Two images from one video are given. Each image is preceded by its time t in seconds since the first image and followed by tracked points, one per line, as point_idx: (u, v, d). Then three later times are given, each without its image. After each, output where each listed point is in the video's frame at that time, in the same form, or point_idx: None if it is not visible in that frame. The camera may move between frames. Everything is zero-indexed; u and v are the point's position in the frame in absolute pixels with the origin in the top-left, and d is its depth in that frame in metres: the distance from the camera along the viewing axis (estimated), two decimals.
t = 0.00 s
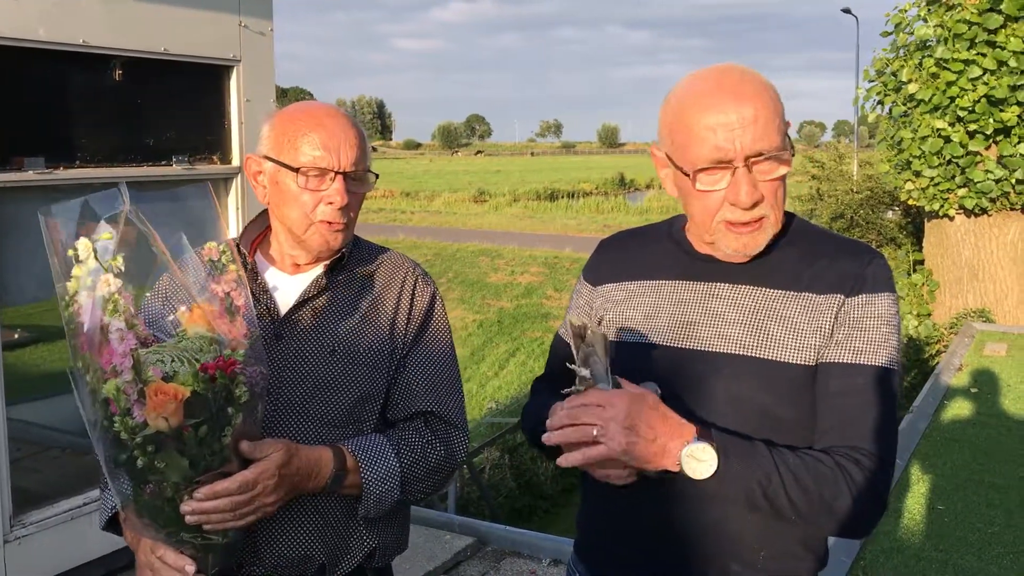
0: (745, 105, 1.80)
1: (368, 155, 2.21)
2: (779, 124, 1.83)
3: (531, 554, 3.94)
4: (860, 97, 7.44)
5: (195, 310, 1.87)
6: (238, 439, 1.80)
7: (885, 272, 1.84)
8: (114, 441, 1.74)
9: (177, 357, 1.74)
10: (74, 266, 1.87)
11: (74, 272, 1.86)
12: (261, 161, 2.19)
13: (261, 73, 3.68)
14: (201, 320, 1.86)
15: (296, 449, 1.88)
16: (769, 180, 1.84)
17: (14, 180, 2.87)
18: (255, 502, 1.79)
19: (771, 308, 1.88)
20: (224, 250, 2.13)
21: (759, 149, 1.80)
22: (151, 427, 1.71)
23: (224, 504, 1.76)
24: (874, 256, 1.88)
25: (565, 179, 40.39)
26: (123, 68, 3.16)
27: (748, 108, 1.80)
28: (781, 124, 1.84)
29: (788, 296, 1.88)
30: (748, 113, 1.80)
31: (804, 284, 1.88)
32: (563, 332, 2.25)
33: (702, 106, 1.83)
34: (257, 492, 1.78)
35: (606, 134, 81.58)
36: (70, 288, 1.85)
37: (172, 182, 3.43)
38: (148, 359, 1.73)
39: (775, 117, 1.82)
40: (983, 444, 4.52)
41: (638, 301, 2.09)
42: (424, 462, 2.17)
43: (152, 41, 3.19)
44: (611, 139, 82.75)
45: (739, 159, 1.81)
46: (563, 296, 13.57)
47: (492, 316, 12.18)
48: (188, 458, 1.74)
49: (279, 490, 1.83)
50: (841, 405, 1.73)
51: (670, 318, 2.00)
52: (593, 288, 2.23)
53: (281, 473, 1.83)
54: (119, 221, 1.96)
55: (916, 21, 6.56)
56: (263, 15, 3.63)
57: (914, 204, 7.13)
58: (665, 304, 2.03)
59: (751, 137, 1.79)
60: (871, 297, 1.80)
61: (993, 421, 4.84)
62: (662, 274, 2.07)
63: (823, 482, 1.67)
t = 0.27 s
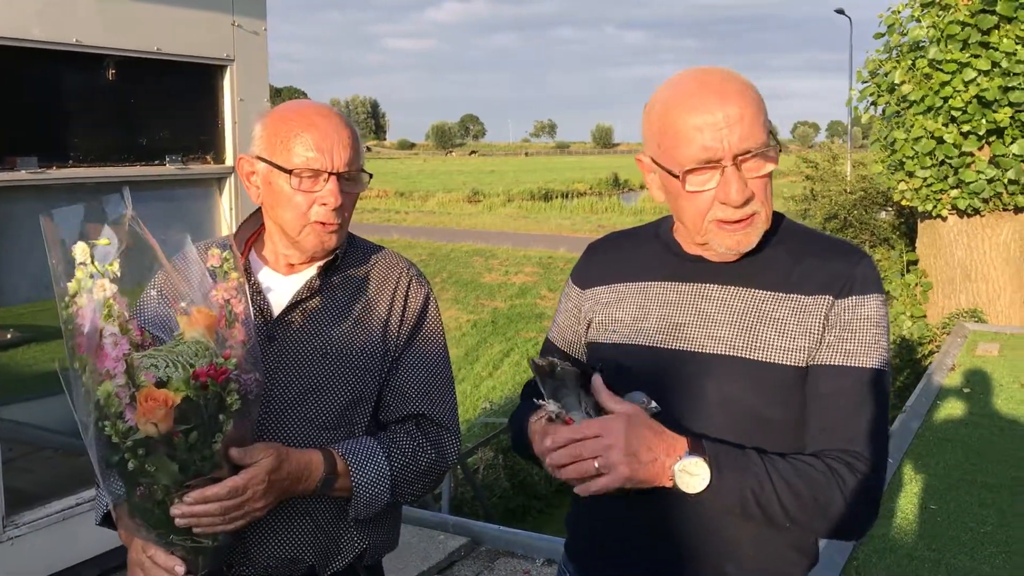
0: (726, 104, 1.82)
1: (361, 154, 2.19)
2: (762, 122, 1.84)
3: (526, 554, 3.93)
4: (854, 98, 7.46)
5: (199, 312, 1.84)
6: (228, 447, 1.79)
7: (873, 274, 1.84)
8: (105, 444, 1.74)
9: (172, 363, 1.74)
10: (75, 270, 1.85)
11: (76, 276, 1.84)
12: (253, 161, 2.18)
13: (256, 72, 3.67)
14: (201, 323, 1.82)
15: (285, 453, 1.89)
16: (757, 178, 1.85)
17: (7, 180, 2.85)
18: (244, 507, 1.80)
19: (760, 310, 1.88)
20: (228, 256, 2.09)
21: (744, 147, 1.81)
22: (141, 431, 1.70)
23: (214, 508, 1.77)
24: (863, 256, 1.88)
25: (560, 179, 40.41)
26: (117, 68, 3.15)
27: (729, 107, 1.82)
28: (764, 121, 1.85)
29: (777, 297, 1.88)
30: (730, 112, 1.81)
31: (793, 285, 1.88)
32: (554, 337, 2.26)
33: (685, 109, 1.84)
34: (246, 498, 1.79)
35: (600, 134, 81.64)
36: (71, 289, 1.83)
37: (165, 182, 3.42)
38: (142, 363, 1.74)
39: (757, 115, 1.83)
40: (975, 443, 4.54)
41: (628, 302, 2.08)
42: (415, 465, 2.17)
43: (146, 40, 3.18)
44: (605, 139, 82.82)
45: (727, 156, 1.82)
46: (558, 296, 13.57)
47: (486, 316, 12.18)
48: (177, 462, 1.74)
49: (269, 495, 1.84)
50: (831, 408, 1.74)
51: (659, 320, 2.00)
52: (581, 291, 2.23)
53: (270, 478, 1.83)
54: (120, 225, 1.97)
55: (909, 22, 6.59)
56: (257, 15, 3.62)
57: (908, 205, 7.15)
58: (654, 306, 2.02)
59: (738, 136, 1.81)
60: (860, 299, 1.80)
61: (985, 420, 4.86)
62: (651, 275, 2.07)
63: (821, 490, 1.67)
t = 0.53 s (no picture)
0: (684, 115, 1.81)
1: (353, 158, 2.19)
2: (722, 136, 1.81)
3: (520, 556, 3.93)
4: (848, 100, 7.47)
5: (193, 316, 1.82)
6: (224, 450, 1.79)
7: (862, 276, 1.83)
8: (100, 448, 1.72)
9: (167, 366, 1.71)
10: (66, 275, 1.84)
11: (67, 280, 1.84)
12: (246, 162, 2.17)
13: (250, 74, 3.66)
14: (195, 327, 1.81)
15: (280, 456, 1.88)
16: (702, 192, 1.84)
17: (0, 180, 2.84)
18: (238, 510, 1.79)
19: (749, 312, 1.88)
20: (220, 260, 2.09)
21: (690, 162, 1.81)
22: (138, 435, 1.68)
23: (209, 511, 1.76)
24: (851, 258, 1.87)
25: (555, 180, 40.44)
26: (111, 69, 3.14)
27: (687, 119, 1.80)
28: (725, 135, 1.81)
29: (765, 299, 1.88)
30: (686, 125, 1.80)
31: (782, 287, 1.87)
32: (547, 339, 2.26)
33: (646, 115, 1.85)
34: (241, 501, 1.78)
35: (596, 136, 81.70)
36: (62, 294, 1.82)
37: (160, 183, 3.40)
38: (138, 367, 1.72)
39: (716, 129, 1.80)
40: (969, 445, 4.54)
41: (616, 305, 2.08)
42: (407, 466, 2.18)
43: (141, 41, 3.17)
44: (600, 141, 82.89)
45: (669, 170, 1.84)
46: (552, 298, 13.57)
47: (481, 317, 12.16)
48: (174, 466, 1.73)
49: (263, 498, 1.83)
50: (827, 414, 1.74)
51: (647, 322, 2.00)
52: (571, 291, 2.23)
53: (265, 482, 1.82)
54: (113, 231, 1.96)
55: (903, 24, 6.61)
56: (251, 15, 3.60)
57: (902, 207, 7.16)
58: (642, 307, 2.02)
59: (683, 149, 1.81)
60: (853, 304, 1.80)
61: (980, 422, 4.87)
62: (638, 277, 2.08)
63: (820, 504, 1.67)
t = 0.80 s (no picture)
0: (652, 118, 1.83)
1: (312, 148, 2.19)
2: (686, 141, 1.82)
3: (520, 557, 3.93)
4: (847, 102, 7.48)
5: (173, 321, 1.77)
6: (219, 455, 1.78)
7: (857, 275, 1.83)
8: (93, 461, 1.66)
9: (159, 373, 1.68)
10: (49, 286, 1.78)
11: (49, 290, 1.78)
12: (203, 162, 2.15)
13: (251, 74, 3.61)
14: (179, 333, 1.76)
15: (272, 458, 1.90)
16: (661, 197, 1.85)
17: None
18: (236, 514, 1.80)
19: (741, 310, 1.89)
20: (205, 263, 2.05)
21: (646, 165, 1.84)
22: (136, 445, 1.64)
23: (208, 518, 1.75)
24: (846, 257, 1.88)
25: (555, 181, 40.46)
26: (111, 70, 3.15)
27: (653, 122, 1.83)
28: (689, 141, 1.82)
29: (759, 297, 1.89)
30: (651, 128, 1.83)
31: (775, 285, 1.89)
32: (548, 340, 2.27)
33: (621, 113, 1.88)
34: (239, 505, 1.79)
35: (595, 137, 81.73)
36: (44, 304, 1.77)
37: (159, 184, 3.40)
38: (131, 376, 1.67)
39: (681, 134, 1.82)
40: (968, 447, 4.54)
41: (615, 306, 2.09)
42: (394, 457, 2.22)
43: (139, 42, 3.17)
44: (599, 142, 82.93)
45: (628, 170, 1.87)
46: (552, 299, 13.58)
47: (481, 318, 12.18)
48: (173, 475, 1.69)
49: (258, 501, 1.85)
50: (817, 408, 1.73)
51: (643, 321, 2.01)
52: (571, 294, 2.25)
53: (261, 483, 1.84)
54: (96, 236, 1.89)
55: (902, 26, 6.62)
56: (249, 16, 3.57)
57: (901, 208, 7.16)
58: (637, 309, 2.04)
59: (644, 152, 1.83)
60: (843, 299, 1.80)
61: (978, 423, 4.88)
62: (635, 279, 2.09)
63: (798, 495, 1.66)
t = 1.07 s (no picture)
0: (640, 111, 1.88)
1: (276, 143, 2.20)
2: (673, 133, 1.86)
3: (520, 557, 3.92)
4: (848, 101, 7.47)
5: (140, 324, 1.74)
6: (200, 457, 1.77)
7: (850, 269, 1.83)
8: (71, 471, 1.65)
9: (131, 378, 1.66)
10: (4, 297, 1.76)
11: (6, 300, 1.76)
12: (166, 160, 2.13)
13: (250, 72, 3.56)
14: (146, 335, 1.73)
15: (255, 457, 1.88)
16: (650, 188, 1.90)
17: None
18: (222, 516, 1.78)
19: (735, 305, 1.88)
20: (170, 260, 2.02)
21: (635, 157, 1.88)
22: (114, 452, 1.63)
23: (191, 522, 1.73)
24: (840, 251, 1.88)
25: (555, 181, 40.45)
26: (111, 71, 3.15)
27: (640, 115, 1.88)
28: (676, 133, 1.86)
29: (752, 292, 1.88)
30: (639, 120, 1.87)
31: (769, 279, 1.88)
32: (549, 341, 2.27)
33: (610, 109, 1.93)
34: (223, 506, 1.77)
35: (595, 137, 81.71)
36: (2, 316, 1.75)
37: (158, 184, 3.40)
38: (100, 383, 1.65)
39: (668, 126, 1.86)
40: (969, 446, 4.54)
41: (614, 305, 2.10)
42: (378, 452, 2.21)
43: (140, 42, 3.16)
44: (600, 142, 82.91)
45: (617, 163, 1.92)
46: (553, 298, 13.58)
47: (482, 318, 12.18)
48: (154, 479, 1.68)
49: (244, 502, 1.83)
50: (810, 401, 1.72)
51: (640, 319, 2.01)
52: (572, 294, 2.25)
53: (245, 484, 1.82)
54: (55, 241, 1.88)
55: (903, 25, 6.61)
56: (249, 16, 3.55)
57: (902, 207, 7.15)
58: (635, 307, 2.04)
59: (631, 144, 1.87)
60: (836, 292, 1.80)
61: (979, 422, 4.87)
62: (633, 278, 2.09)
63: (782, 483, 1.67)
